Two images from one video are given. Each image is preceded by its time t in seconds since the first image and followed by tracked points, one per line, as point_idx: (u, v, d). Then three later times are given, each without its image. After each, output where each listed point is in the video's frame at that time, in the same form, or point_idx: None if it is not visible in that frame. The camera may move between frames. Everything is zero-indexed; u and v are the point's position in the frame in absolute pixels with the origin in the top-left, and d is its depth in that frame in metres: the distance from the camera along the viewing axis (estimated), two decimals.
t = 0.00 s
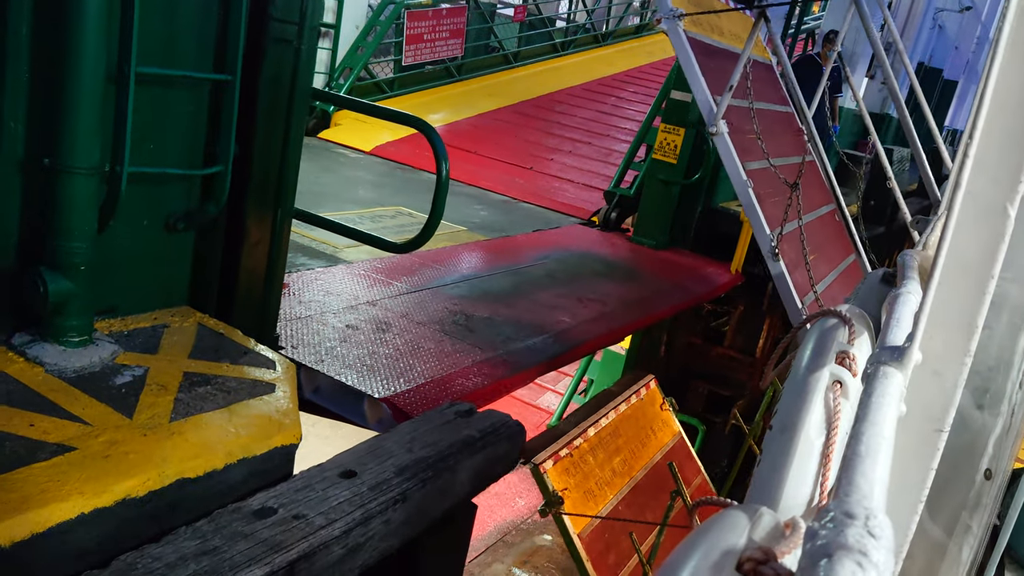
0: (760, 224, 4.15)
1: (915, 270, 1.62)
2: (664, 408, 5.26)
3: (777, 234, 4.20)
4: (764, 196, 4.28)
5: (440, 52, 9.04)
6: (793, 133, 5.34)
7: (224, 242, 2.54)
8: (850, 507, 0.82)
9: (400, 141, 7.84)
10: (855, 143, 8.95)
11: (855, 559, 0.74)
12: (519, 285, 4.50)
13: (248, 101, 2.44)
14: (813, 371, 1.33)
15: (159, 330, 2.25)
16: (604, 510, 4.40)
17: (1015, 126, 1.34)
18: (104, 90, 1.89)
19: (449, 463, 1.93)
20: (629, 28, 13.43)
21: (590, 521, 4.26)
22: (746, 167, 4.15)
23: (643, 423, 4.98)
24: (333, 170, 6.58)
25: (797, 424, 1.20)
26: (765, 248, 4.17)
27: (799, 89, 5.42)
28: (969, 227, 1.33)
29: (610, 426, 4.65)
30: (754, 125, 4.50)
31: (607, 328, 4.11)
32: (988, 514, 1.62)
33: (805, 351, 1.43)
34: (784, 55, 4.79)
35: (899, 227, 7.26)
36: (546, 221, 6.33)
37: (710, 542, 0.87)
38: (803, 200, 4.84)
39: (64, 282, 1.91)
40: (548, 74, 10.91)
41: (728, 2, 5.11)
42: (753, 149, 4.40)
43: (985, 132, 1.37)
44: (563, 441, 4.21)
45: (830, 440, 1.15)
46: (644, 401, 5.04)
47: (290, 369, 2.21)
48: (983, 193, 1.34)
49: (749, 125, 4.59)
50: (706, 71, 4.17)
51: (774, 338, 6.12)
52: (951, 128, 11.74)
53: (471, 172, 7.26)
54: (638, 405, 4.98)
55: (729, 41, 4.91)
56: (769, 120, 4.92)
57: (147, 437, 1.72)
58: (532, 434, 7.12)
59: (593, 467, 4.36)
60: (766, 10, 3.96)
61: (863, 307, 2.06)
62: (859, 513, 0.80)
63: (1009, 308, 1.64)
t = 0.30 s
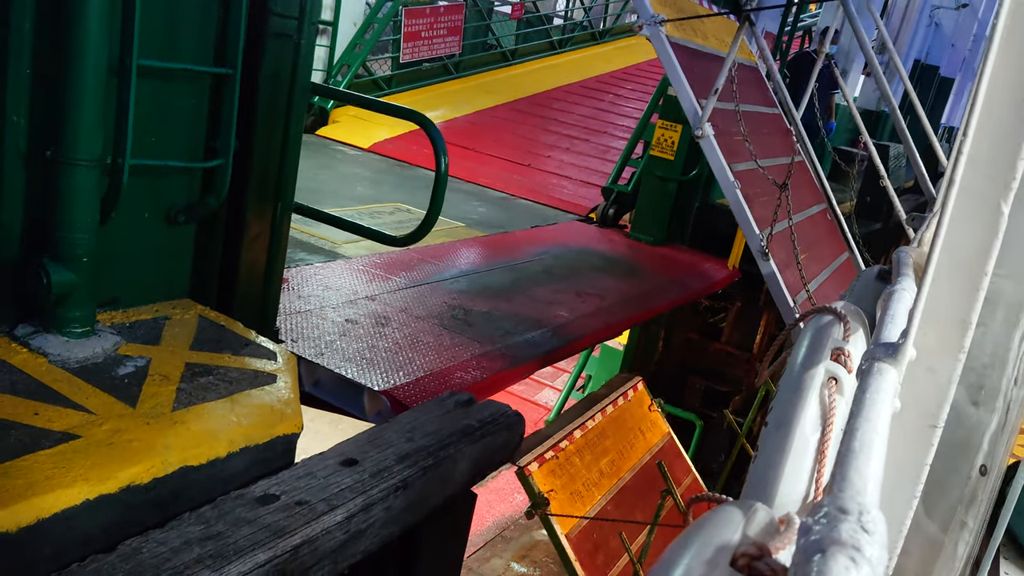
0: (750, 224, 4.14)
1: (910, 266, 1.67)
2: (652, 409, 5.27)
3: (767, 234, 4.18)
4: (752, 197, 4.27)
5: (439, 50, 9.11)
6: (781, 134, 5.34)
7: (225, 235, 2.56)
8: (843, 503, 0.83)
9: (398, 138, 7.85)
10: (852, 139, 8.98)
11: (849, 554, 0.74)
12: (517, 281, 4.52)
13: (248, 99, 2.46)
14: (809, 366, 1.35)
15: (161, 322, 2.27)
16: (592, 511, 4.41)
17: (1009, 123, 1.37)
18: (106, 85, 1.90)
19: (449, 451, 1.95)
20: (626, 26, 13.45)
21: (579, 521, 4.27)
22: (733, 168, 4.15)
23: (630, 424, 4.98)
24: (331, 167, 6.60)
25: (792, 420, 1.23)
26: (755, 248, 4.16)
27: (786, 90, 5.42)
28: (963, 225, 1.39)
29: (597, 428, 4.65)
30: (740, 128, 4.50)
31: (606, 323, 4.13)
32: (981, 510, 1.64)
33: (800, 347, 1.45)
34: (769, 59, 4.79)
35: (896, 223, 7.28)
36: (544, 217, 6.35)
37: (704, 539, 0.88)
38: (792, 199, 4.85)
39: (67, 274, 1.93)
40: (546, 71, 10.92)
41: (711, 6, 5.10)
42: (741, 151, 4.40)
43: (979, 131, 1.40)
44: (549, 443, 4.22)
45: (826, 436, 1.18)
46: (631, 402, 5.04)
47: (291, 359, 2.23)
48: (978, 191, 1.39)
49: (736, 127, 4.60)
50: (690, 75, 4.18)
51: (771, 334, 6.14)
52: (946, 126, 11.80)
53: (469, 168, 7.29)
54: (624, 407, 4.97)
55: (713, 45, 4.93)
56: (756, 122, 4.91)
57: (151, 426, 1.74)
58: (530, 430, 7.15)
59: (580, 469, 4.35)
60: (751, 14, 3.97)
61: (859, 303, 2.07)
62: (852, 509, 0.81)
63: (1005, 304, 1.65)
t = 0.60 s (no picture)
0: (737, 225, 4.14)
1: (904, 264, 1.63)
2: (640, 411, 5.23)
3: (755, 235, 4.18)
4: (740, 199, 4.28)
5: (435, 48, 9.02)
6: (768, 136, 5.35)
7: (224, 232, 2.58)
8: (838, 498, 0.80)
9: (395, 136, 7.86)
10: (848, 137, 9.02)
11: (844, 550, 0.72)
12: (515, 277, 4.53)
13: (248, 97, 2.47)
14: (803, 364, 1.28)
15: (162, 316, 2.28)
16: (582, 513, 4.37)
17: (1004, 118, 1.32)
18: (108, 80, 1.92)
19: (450, 441, 1.97)
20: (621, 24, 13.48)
21: (567, 523, 4.22)
22: (718, 171, 4.15)
23: (618, 426, 4.93)
24: (328, 164, 6.61)
25: (787, 417, 1.17)
26: (745, 248, 4.16)
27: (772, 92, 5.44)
28: (955, 220, 1.34)
29: (584, 432, 4.61)
30: (726, 131, 4.52)
31: (603, 318, 4.15)
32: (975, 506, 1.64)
33: (795, 343, 1.37)
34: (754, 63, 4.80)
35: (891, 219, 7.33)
36: (541, 214, 6.38)
37: (696, 533, 0.82)
38: (781, 200, 4.86)
39: (70, 268, 1.94)
40: (542, 69, 10.94)
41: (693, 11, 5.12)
42: (727, 154, 4.42)
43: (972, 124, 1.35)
44: (534, 447, 4.19)
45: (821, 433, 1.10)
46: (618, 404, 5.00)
47: (292, 353, 2.24)
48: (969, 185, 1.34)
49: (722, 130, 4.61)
50: (674, 80, 4.18)
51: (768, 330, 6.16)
52: (942, 124, 11.85)
53: (467, 166, 7.30)
54: (612, 409, 4.92)
55: (696, 50, 4.95)
56: (742, 125, 4.92)
57: (154, 417, 1.76)
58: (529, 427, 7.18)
59: (567, 471, 4.32)
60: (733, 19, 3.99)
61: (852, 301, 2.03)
62: (847, 504, 0.78)
63: (998, 300, 1.61)
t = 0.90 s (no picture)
0: (727, 227, 4.14)
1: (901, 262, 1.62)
2: (632, 414, 5.20)
3: (746, 236, 4.17)
4: (729, 201, 4.27)
5: (434, 46, 8.95)
6: (758, 138, 5.36)
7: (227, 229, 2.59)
8: (835, 495, 0.77)
9: (395, 134, 7.88)
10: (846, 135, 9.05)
11: (841, 547, 0.69)
12: (515, 273, 4.55)
13: (250, 95, 2.48)
14: (801, 362, 1.26)
15: (167, 312, 2.29)
16: (571, 517, 4.35)
17: (1000, 114, 1.28)
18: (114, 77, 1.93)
19: (454, 434, 1.99)
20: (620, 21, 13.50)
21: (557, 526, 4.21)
22: (706, 174, 4.16)
23: (609, 428, 4.90)
24: (328, 163, 6.63)
25: (785, 414, 1.16)
26: (736, 249, 4.16)
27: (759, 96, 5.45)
28: (951, 218, 1.30)
29: (573, 435, 4.58)
30: (714, 135, 4.54)
31: (603, 314, 4.17)
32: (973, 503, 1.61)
33: (793, 341, 1.36)
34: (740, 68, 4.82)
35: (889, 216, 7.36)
36: (541, 211, 6.39)
37: (694, 530, 0.80)
38: (771, 201, 4.85)
39: (76, 263, 1.95)
40: (539, 67, 10.95)
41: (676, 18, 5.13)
42: (715, 157, 4.44)
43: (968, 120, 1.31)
44: (521, 452, 4.18)
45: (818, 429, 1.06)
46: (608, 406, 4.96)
47: (297, 347, 2.26)
48: (966, 182, 1.30)
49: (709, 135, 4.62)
50: (660, 86, 4.18)
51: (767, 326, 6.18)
52: (939, 121, 11.88)
53: (466, 164, 7.32)
54: (603, 412, 4.88)
55: (681, 56, 4.96)
56: (730, 129, 4.94)
57: (162, 410, 1.77)
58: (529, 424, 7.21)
59: (556, 475, 4.31)
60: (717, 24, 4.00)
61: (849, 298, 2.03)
62: (845, 501, 0.75)
63: (995, 297, 1.59)
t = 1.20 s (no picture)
0: (720, 231, 4.13)
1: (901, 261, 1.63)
2: (624, 419, 5.20)
3: (739, 239, 4.17)
4: (721, 205, 4.28)
5: (435, 45, 8.97)
6: (749, 143, 5.37)
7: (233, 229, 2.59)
8: (836, 495, 0.77)
9: (396, 134, 7.88)
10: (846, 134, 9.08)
11: (842, 547, 0.69)
12: (518, 272, 4.56)
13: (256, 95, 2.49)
14: (800, 363, 1.28)
15: (175, 310, 2.30)
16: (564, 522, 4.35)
17: (999, 116, 1.28)
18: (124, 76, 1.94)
19: (461, 430, 2.00)
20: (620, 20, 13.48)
21: (549, 532, 4.21)
22: (696, 179, 4.16)
23: (600, 435, 4.90)
24: (329, 162, 6.64)
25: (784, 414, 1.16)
26: (729, 253, 4.15)
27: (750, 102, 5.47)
28: (952, 218, 1.31)
29: (565, 442, 4.60)
30: (704, 141, 4.56)
31: (606, 312, 4.18)
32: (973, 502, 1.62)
33: (792, 342, 1.38)
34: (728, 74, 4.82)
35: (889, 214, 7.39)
36: (542, 210, 6.41)
37: (696, 530, 0.80)
38: (764, 204, 4.85)
39: (86, 260, 1.96)
40: (539, 66, 10.96)
41: (662, 27, 5.13)
42: (707, 162, 4.47)
43: (968, 121, 1.32)
44: (511, 460, 4.21)
45: (819, 429, 1.07)
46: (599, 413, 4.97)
47: (304, 344, 2.27)
48: (967, 182, 1.31)
49: (700, 140, 4.64)
50: (648, 94, 4.17)
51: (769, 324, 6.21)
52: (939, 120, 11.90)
53: (467, 163, 7.33)
54: (593, 419, 4.90)
55: (668, 65, 4.96)
56: (721, 135, 4.95)
57: (172, 406, 1.79)
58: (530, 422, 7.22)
59: (548, 481, 4.33)
60: (706, 32, 4.01)
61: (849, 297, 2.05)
62: (845, 501, 0.76)
63: (995, 297, 1.60)
